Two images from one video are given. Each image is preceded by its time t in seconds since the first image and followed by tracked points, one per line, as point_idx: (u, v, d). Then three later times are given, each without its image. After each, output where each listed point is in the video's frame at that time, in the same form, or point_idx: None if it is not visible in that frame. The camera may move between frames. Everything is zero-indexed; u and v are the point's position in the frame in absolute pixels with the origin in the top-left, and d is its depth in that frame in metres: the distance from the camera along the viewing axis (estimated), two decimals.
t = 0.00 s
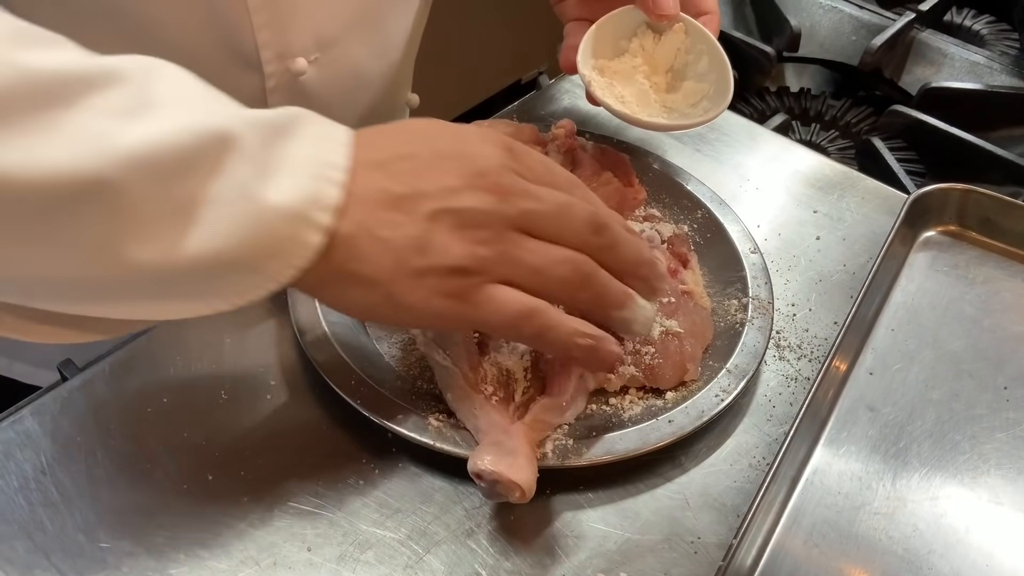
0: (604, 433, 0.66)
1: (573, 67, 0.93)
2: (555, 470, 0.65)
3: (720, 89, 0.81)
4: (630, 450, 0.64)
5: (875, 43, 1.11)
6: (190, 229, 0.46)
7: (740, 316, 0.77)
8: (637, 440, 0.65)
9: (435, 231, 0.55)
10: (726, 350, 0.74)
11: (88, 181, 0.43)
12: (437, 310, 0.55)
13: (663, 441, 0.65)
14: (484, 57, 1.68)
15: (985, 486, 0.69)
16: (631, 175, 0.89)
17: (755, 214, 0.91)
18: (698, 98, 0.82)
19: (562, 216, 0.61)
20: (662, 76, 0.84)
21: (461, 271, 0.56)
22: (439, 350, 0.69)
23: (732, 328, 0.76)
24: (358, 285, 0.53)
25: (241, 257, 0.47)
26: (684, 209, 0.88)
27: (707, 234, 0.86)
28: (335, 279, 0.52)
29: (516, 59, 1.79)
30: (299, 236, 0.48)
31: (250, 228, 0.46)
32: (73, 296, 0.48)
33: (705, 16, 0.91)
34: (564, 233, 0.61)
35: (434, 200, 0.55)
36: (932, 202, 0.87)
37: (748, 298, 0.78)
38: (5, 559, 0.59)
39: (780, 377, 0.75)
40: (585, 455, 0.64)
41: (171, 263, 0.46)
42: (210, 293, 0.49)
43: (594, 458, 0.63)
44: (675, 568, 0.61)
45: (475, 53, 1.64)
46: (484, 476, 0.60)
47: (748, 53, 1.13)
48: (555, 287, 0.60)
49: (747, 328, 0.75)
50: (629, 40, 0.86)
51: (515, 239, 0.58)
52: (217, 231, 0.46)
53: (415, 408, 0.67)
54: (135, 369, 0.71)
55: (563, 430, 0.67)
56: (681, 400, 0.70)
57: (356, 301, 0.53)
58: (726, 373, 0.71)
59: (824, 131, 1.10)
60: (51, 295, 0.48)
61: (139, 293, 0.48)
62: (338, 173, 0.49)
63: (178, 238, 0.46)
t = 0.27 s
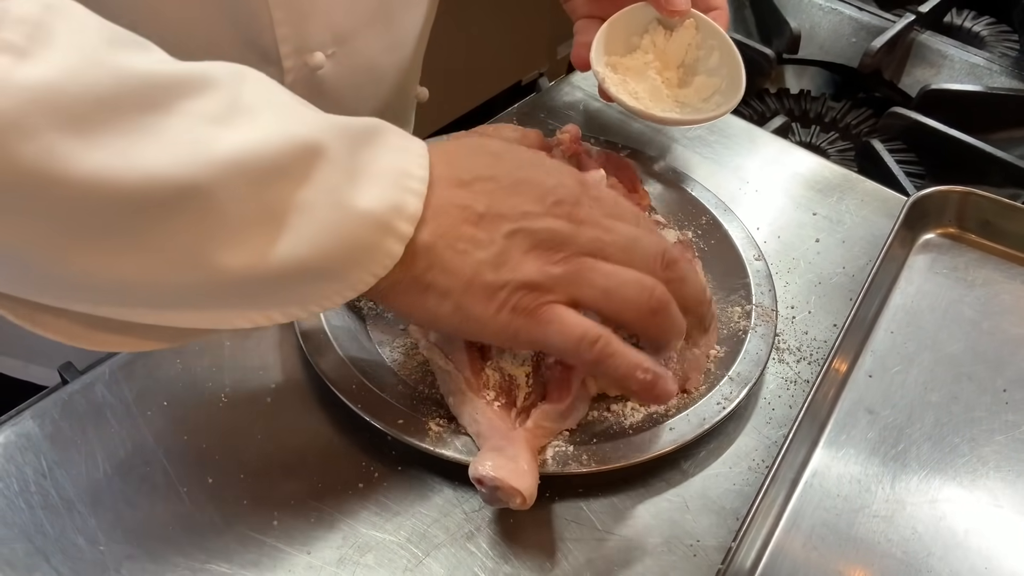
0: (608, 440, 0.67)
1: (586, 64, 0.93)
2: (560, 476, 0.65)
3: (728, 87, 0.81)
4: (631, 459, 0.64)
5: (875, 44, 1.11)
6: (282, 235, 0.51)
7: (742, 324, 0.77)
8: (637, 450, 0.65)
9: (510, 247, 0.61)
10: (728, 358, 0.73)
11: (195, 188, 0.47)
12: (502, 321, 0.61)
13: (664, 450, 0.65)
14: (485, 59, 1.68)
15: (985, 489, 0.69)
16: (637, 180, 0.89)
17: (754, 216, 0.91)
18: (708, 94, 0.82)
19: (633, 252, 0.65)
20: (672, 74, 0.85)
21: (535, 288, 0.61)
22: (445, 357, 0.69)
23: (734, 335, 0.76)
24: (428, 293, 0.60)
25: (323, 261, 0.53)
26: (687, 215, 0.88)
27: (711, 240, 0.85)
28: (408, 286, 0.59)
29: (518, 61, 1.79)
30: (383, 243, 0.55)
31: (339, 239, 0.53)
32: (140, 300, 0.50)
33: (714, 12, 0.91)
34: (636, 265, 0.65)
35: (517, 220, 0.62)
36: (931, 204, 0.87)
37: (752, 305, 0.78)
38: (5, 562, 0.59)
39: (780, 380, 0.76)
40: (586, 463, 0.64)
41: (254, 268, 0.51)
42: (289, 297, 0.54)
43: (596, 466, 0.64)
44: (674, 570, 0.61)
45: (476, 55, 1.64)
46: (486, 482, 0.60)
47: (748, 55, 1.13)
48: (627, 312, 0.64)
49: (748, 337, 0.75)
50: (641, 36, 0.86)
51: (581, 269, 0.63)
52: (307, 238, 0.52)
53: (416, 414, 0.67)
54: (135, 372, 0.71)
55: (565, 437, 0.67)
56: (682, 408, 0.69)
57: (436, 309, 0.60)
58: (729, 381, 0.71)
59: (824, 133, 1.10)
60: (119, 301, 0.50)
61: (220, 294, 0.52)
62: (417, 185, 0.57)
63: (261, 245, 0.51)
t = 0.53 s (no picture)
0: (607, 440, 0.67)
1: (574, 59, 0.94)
2: (560, 476, 0.65)
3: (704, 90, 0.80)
4: (630, 458, 0.64)
5: (874, 44, 1.11)
6: (266, 65, 0.50)
7: (742, 324, 0.77)
8: (636, 448, 0.64)
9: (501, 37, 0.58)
10: (728, 358, 0.73)
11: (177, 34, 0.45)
12: (508, 102, 0.61)
13: (662, 449, 0.64)
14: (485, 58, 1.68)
15: (984, 489, 0.69)
16: (636, 179, 0.88)
17: (753, 216, 0.91)
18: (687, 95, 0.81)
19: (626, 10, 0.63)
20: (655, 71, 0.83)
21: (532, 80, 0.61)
22: (445, 358, 0.69)
23: (733, 336, 0.76)
24: (423, 95, 0.58)
25: (303, 91, 0.51)
26: (687, 216, 0.88)
27: (711, 241, 0.86)
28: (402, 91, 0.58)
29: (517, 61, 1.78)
30: (366, 55, 0.53)
31: (319, 57, 0.51)
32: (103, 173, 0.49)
33: (698, 13, 0.91)
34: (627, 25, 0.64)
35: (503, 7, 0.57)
36: (931, 203, 0.87)
37: (752, 305, 0.78)
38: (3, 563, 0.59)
39: (779, 380, 0.75)
40: (584, 461, 0.64)
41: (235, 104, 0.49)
42: (275, 135, 0.52)
43: (594, 465, 0.63)
44: (673, 570, 0.61)
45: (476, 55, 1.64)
46: (485, 481, 0.60)
47: (748, 55, 1.13)
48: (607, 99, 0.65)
49: (748, 336, 0.75)
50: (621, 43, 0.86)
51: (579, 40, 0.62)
52: (289, 62, 0.50)
53: (415, 414, 0.67)
54: (133, 373, 0.71)
55: (563, 437, 0.67)
56: (682, 406, 0.69)
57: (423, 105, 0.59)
58: (727, 381, 0.70)
59: (823, 133, 1.10)
60: (91, 171, 0.49)
61: (190, 152, 0.50)
62: None
63: (253, 76, 0.49)
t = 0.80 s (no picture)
0: (605, 438, 0.67)
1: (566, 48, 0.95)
2: (558, 474, 0.64)
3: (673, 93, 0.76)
4: (629, 456, 0.64)
5: (874, 43, 1.11)
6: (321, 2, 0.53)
7: (741, 322, 0.77)
8: (635, 446, 0.64)
9: None
10: (727, 356, 0.73)
11: None
12: (519, 57, 0.65)
13: (661, 446, 0.64)
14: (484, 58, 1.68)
15: (983, 487, 0.69)
16: (634, 177, 0.89)
17: (753, 214, 0.91)
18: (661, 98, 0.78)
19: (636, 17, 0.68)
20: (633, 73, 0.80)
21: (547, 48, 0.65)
22: (444, 356, 0.69)
23: (733, 334, 0.76)
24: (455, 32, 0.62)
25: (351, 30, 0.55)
26: (686, 213, 0.88)
27: (710, 238, 0.86)
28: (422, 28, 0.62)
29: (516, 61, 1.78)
30: None
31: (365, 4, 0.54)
32: (180, 103, 0.52)
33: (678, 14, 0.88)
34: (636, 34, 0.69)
35: None
36: (930, 202, 0.86)
37: (751, 303, 0.78)
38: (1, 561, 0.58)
39: (778, 378, 0.75)
40: (583, 459, 0.64)
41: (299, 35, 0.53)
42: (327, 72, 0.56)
43: (593, 462, 0.63)
44: (672, 569, 0.61)
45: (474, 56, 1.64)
46: (484, 479, 0.60)
47: (747, 53, 1.12)
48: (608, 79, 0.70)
49: (747, 335, 0.75)
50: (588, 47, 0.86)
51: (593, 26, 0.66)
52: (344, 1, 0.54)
53: (414, 412, 0.67)
54: (131, 370, 0.71)
55: (562, 435, 0.67)
56: (681, 405, 0.69)
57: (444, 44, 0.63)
58: (727, 379, 0.70)
59: (823, 131, 1.10)
60: (172, 109, 0.52)
61: (260, 82, 0.54)
62: None
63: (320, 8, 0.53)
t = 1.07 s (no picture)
0: (608, 435, 0.66)
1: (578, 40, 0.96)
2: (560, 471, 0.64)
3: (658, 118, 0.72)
4: (631, 453, 0.63)
5: (875, 41, 1.11)
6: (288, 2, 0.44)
7: (743, 319, 0.77)
8: (637, 443, 0.64)
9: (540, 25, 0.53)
10: (729, 353, 0.73)
11: None
12: (538, 92, 0.57)
13: (664, 443, 0.64)
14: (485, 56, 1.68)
15: (986, 485, 0.69)
16: (636, 176, 0.89)
17: (755, 212, 0.91)
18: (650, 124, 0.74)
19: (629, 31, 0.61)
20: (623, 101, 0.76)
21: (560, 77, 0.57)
22: (445, 353, 0.69)
23: (735, 331, 0.76)
24: (462, 59, 0.53)
25: (324, 34, 0.45)
26: (688, 211, 0.89)
27: (712, 236, 0.86)
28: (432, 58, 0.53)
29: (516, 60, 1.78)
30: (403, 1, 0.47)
31: None
32: (134, 124, 0.45)
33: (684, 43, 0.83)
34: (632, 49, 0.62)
35: None
36: (931, 200, 0.86)
37: (753, 300, 0.78)
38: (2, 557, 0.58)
39: (780, 375, 0.75)
40: (585, 456, 0.63)
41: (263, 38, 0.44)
42: (297, 95, 0.47)
43: (596, 459, 0.63)
44: (674, 566, 0.61)
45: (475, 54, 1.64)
46: (486, 476, 0.60)
47: (749, 51, 1.12)
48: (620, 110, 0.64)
49: (749, 332, 0.74)
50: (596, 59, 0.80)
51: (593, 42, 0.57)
52: None
53: (416, 410, 0.67)
54: (133, 366, 0.71)
55: (564, 432, 0.67)
56: (683, 402, 0.69)
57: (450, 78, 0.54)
58: (729, 376, 0.70)
59: (825, 130, 1.10)
60: (116, 118, 0.44)
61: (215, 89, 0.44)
62: None
63: (278, 11, 0.44)
